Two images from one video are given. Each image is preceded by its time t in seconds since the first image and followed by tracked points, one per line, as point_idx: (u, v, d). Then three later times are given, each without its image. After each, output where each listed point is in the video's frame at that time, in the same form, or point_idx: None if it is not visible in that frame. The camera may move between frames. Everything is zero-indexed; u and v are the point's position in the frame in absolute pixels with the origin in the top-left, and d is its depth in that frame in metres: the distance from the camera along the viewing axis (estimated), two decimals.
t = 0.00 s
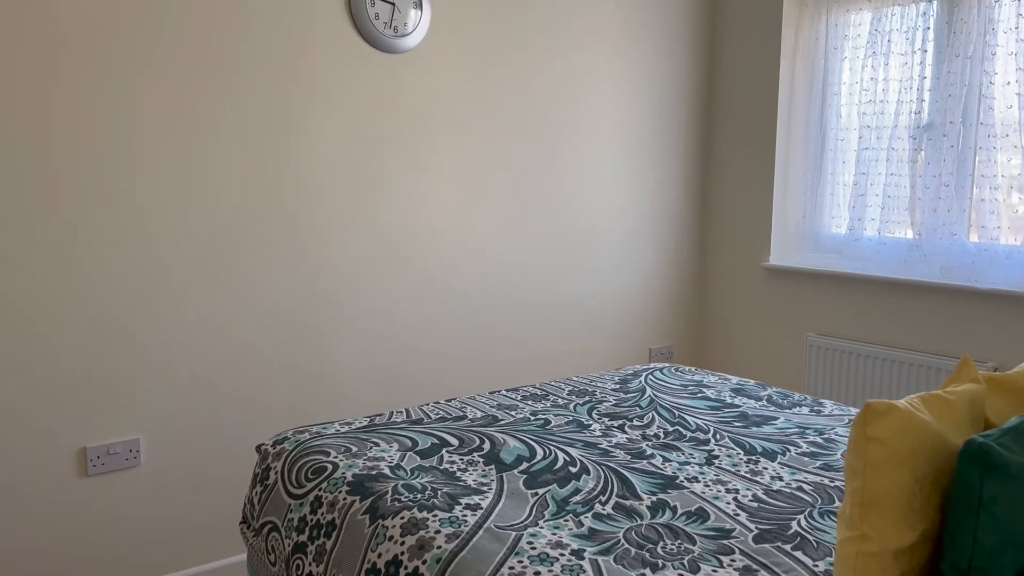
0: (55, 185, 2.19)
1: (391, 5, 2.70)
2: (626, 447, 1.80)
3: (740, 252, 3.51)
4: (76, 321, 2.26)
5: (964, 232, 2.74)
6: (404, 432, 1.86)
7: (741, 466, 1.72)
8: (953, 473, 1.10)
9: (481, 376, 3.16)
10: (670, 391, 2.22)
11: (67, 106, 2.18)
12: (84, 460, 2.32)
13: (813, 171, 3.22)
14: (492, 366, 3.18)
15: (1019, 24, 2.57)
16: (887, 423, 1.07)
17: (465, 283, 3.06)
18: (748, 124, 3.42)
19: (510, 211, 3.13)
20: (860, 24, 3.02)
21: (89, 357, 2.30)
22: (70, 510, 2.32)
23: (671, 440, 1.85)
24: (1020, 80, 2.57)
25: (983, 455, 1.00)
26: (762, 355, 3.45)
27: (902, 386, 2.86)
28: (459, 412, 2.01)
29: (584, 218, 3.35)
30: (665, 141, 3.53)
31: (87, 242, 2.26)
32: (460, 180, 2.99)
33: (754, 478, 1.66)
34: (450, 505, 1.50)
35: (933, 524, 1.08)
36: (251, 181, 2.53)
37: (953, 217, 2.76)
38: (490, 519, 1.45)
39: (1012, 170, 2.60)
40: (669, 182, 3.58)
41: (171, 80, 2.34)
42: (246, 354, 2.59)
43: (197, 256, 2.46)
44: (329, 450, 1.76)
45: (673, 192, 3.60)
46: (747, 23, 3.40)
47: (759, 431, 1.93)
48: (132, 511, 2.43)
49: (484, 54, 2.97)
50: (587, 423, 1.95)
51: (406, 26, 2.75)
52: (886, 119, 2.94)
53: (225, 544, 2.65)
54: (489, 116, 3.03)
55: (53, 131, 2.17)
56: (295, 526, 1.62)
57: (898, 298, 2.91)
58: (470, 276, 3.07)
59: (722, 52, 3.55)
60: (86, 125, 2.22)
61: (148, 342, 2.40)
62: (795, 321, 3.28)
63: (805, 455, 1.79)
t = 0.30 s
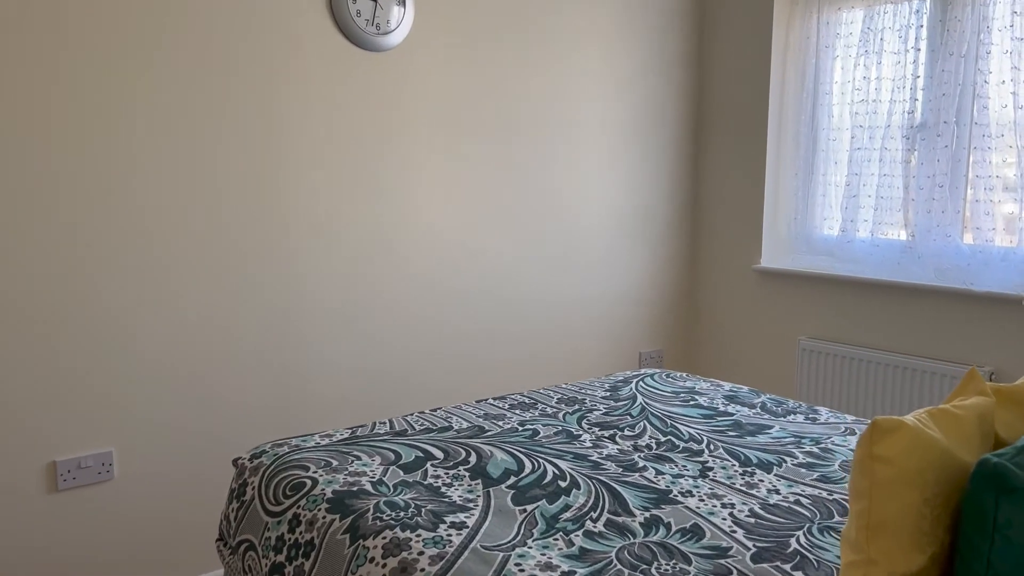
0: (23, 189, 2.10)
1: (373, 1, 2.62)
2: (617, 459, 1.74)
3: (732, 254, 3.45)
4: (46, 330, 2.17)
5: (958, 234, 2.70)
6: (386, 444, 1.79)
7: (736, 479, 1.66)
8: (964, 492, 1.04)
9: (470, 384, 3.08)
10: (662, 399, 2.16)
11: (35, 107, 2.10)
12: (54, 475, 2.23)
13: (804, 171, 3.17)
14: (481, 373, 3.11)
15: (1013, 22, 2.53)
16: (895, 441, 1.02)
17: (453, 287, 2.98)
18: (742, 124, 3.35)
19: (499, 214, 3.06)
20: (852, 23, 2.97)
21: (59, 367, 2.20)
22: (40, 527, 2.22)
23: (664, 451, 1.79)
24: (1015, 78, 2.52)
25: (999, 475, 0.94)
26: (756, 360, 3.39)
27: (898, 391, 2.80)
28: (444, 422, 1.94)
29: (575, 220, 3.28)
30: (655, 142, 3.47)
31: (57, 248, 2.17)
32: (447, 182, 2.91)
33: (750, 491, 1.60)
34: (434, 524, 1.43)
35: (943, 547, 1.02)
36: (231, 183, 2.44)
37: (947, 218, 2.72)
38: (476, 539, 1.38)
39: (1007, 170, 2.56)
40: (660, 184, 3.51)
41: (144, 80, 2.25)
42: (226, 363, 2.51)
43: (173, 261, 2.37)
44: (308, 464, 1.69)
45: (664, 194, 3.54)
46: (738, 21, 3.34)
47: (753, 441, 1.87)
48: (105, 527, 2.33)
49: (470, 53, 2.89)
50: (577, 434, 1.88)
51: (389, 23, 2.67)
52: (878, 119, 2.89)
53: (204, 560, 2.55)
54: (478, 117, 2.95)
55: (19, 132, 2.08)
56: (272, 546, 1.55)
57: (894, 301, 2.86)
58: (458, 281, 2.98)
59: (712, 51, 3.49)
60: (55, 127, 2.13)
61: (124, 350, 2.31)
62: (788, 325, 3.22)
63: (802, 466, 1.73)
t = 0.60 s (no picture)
0: None
1: None
2: (595, 469, 1.66)
3: (715, 253, 3.38)
4: None
5: (944, 231, 2.65)
6: (353, 456, 1.70)
7: (720, 489, 1.58)
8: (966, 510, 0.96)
9: (447, 388, 2.99)
10: (643, 404, 2.08)
11: None
12: (3, 489, 2.13)
13: (787, 168, 3.11)
14: (458, 377, 3.02)
15: (1000, 14, 2.47)
16: (893, 456, 0.94)
17: (429, 289, 2.88)
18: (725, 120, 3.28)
19: (476, 213, 2.96)
20: (835, 16, 2.91)
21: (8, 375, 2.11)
22: None
23: (645, 460, 1.71)
24: (1001, 72, 2.47)
25: (1006, 495, 0.87)
26: (740, 361, 3.32)
27: (884, 391, 2.74)
28: (415, 431, 1.85)
29: (555, 219, 3.19)
30: (635, 138, 3.39)
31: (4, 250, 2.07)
32: (422, 180, 2.81)
33: (735, 502, 1.52)
34: (401, 543, 1.34)
35: (943, 569, 0.94)
36: (194, 181, 2.34)
37: (933, 215, 2.66)
38: (445, 559, 1.29)
39: (993, 166, 2.51)
40: (640, 181, 3.44)
41: (97, 73, 2.15)
42: (190, 369, 2.40)
43: (133, 263, 2.27)
44: (270, 478, 1.59)
45: (645, 192, 3.46)
46: (720, 15, 3.27)
47: (738, 448, 1.79)
48: (58, 542, 2.24)
49: (444, 46, 2.80)
50: (554, 442, 1.80)
51: (357, 13, 2.56)
52: (863, 114, 2.83)
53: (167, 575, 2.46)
54: (454, 112, 2.86)
55: None
56: (229, 566, 1.45)
57: (879, 300, 2.80)
58: (433, 282, 2.89)
59: (693, 45, 3.41)
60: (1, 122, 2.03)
61: (81, 356, 2.21)
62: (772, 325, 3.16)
63: (789, 475, 1.65)
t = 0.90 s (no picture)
0: None
1: None
2: (572, 486, 1.58)
3: (694, 257, 3.31)
4: None
5: (925, 232, 2.60)
6: (317, 475, 1.61)
7: (703, 507, 1.50)
8: (970, 540, 0.89)
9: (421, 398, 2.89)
10: (621, 414, 2.00)
11: None
12: None
13: (764, 168, 3.05)
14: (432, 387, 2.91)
15: (980, 11, 2.42)
16: (894, 483, 0.87)
17: (400, 298, 2.78)
18: (702, 121, 3.22)
19: (450, 219, 2.86)
20: (813, 13, 2.85)
21: None
22: None
23: (624, 476, 1.63)
24: (982, 70, 2.43)
25: (1015, 525, 0.79)
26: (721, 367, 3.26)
27: (866, 396, 2.70)
28: (383, 447, 1.76)
29: (531, 224, 3.10)
30: (611, 139, 3.31)
31: None
32: (392, 185, 2.70)
33: (718, 521, 1.45)
34: (365, 572, 1.25)
35: None
36: (154, 186, 2.22)
37: (914, 216, 2.62)
38: None
39: (974, 166, 2.47)
40: (617, 183, 3.36)
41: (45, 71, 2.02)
42: (149, 384, 2.29)
43: (88, 272, 2.14)
44: (226, 501, 1.49)
45: (622, 195, 3.38)
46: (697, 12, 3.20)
47: (720, 461, 1.72)
48: (10, 568, 2.10)
49: (415, 46, 2.69)
50: (529, 457, 1.72)
51: (322, 8, 2.45)
52: (842, 113, 2.78)
53: None
54: (426, 113, 2.75)
55: None
56: None
57: (862, 303, 2.75)
58: (405, 290, 2.79)
59: (669, 43, 3.34)
60: None
61: (36, 371, 2.08)
62: (752, 329, 3.10)
63: (774, 490, 1.58)
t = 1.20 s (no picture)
0: None
1: None
2: (543, 497, 1.53)
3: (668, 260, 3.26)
4: None
5: (896, 233, 2.60)
6: (279, 490, 1.55)
7: (677, 517, 1.47)
8: (955, 556, 0.86)
9: (394, 407, 2.81)
10: (593, 420, 1.97)
11: None
12: None
13: (735, 169, 3.03)
14: (403, 398, 2.83)
15: (949, 10, 2.42)
16: (876, 499, 0.83)
17: (369, 306, 2.69)
18: (675, 121, 3.18)
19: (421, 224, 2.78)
20: (782, 12, 2.84)
21: None
22: None
23: (597, 485, 1.59)
24: (952, 69, 2.42)
25: (1002, 543, 0.76)
26: (697, 372, 3.21)
27: (840, 397, 2.68)
28: (349, 459, 1.71)
29: (503, 228, 3.03)
30: (582, 141, 3.26)
31: None
32: (361, 189, 2.61)
33: (693, 532, 1.41)
34: None
35: None
36: (110, 191, 2.13)
37: (885, 216, 2.62)
38: None
39: (944, 165, 2.47)
40: (589, 185, 3.31)
41: None
42: (109, 398, 2.18)
43: (39, 283, 2.03)
44: (182, 519, 1.43)
45: (594, 198, 3.33)
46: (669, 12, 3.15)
47: (694, 468, 1.69)
48: None
49: (382, 46, 2.61)
50: (500, 467, 1.67)
51: (283, 5, 2.35)
52: (812, 113, 2.77)
53: None
54: (394, 115, 2.67)
55: None
56: None
57: (836, 306, 2.73)
58: (374, 298, 2.70)
59: (640, 43, 3.29)
60: None
61: None
62: (727, 332, 3.07)
63: (749, 497, 1.55)
